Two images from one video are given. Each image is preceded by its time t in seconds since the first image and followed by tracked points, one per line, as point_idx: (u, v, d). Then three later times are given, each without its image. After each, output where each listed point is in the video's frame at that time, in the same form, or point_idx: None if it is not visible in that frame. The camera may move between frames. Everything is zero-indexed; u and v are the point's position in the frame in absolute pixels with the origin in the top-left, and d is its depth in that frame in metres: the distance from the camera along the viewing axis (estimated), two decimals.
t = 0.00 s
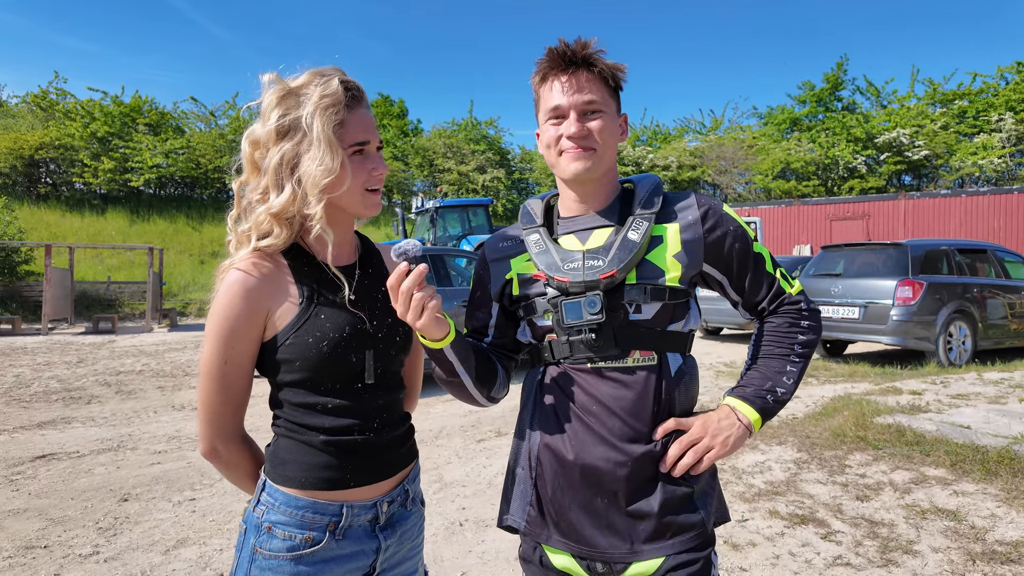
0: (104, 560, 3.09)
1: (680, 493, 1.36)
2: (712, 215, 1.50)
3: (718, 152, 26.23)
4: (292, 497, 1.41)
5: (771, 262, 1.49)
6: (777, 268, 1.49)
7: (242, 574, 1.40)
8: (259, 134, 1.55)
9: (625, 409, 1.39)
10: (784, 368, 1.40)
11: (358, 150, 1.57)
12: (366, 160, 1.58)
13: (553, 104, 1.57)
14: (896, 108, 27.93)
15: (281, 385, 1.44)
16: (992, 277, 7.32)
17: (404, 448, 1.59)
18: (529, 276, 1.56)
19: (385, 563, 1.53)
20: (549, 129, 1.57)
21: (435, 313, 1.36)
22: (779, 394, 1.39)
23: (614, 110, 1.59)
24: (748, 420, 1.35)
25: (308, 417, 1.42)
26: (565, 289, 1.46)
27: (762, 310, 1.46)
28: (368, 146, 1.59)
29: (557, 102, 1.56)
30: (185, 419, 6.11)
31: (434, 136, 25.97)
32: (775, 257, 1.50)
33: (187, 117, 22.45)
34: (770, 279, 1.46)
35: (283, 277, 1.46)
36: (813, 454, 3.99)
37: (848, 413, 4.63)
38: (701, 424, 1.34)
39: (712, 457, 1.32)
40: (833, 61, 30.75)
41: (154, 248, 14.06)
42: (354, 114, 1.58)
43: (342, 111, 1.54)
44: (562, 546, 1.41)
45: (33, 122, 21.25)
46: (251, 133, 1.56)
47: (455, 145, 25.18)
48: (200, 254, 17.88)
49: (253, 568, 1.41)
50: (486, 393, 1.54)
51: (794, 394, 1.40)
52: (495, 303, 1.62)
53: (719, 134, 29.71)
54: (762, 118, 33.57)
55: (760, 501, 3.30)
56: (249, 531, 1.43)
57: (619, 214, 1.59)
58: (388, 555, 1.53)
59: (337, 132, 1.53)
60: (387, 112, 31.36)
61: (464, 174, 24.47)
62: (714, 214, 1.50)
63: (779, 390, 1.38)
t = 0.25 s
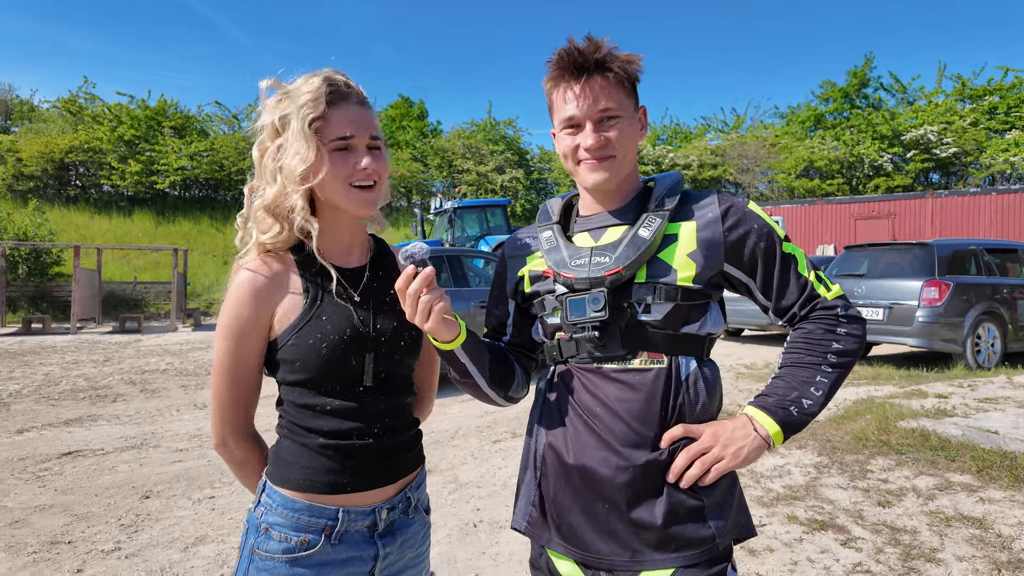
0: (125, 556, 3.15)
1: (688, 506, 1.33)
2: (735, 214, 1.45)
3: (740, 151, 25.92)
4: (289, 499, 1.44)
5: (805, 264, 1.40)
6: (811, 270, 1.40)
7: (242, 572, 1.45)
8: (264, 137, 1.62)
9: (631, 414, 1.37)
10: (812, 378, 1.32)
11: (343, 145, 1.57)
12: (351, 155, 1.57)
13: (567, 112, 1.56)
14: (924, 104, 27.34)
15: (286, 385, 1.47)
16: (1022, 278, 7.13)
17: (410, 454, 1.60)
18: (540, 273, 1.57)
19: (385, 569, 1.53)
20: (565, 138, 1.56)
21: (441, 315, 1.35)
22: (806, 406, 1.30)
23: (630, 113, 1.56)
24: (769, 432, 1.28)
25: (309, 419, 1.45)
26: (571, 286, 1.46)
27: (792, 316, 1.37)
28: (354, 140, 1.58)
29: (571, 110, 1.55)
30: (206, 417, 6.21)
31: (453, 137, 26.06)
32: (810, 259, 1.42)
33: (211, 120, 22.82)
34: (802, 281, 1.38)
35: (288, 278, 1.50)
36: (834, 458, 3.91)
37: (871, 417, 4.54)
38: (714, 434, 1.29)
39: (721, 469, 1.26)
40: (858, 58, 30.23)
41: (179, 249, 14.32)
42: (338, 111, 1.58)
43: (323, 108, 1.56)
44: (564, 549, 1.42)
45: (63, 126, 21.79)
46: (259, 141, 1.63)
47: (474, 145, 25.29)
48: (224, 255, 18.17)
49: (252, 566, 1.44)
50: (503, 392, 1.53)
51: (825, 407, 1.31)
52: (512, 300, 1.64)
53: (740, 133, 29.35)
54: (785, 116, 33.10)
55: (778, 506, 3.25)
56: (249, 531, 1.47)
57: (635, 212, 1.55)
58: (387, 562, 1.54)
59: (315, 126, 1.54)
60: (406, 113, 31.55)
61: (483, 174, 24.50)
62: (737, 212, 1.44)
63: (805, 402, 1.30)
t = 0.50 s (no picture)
0: (144, 552, 3.21)
1: (690, 514, 1.31)
2: (747, 213, 1.42)
3: (761, 149, 25.59)
4: (287, 495, 1.47)
5: (822, 266, 1.36)
6: (828, 272, 1.36)
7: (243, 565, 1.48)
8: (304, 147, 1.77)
9: (633, 418, 1.36)
10: (825, 387, 1.29)
11: (354, 145, 1.63)
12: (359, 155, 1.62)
13: (570, 104, 1.55)
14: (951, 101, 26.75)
15: (294, 381, 1.52)
16: None
17: (415, 456, 1.60)
18: (547, 275, 1.57)
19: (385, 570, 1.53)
20: (568, 130, 1.56)
21: (445, 319, 1.36)
22: (817, 415, 1.28)
23: (636, 105, 1.53)
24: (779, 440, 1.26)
25: (312, 416, 1.48)
26: (574, 288, 1.46)
27: (808, 321, 1.34)
28: (365, 141, 1.62)
29: (574, 102, 1.54)
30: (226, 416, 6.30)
31: (471, 138, 26.12)
32: (828, 262, 1.38)
33: (233, 123, 23.15)
34: (818, 284, 1.35)
35: (303, 274, 1.58)
36: (853, 462, 3.84)
37: (891, 420, 4.45)
38: (720, 442, 1.28)
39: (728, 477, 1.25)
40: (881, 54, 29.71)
41: (201, 250, 14.54)
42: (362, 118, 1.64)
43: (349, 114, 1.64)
44: (565, 550, 1.42)
45: (90, 130, 22.28)
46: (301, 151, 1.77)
47: (492, 146, 25.32)
48: (245, 255, 18.41)
49: (253, 560, 1.48)
50: (512, 394, 1.53)
51: (837, 417, 1.28)
52: (522, 302, 1.65)
53: (761, 131, 28.99)
54: (807, 114, 32.63)
55: (794, 510, 3.20)
56: (251, 526, 1.50)
57: (645, 213, 1.54)
58: (386, 563, 1.53)
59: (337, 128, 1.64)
60: (425, 114, 31.70)
61: (500, 174, 24.49)
62: (749, 211, 1.41)
63: (816, 411, 1.28)
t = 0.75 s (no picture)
0: (155, 549, 3.25)
1: (684, 514, 1.31)
2: (746, 218, 1.40)
3: (774, 148, 25.39)
4: (302, 489, 1.48)
5: (819, 272, 1.35)
6: (825, 278, 1.35)
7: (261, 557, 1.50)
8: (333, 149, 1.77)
9: (626, 418, 1.36)
10: (818, 391, 1.28)
11: (379, 154, 1.66)
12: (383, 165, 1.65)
13: (570, 110, 1.56)
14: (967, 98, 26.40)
15: (311, 377, 1.52)
16: None
17: (425, 451, 1.61)
18: (547, 277, 1.57)
19: (397, 561, 1.54)
20: (569, 135, 1.56)
21: (448, 322, 1.36)
22: (810, 419, 1.27)
23: (634, 109, 1.53)
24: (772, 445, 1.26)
25: (326, 412, 1.49)
26: (573, 291, 1.45)
27: (803, 327, 1.34)
28: (389, 152, 1.65)
29: (574, 108, 1.54)
30: (237, 415, 6.36)
31: (482, 138, 26.14)
32: (825, 269, 1.37)
33: (246, 124, 23.32)
34: (814, 290, 1.34)
35: (326, 271, 1.58)
36: (864, 464, 3.80)
37: (903, 422, 4.40)
38: (712, 446, 1.27)
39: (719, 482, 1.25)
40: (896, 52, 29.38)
41: (214, 250, 14.66)
42: (389, 126, 1.67)
43: (379, 121, 1.66)
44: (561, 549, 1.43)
45: (106, 132, 22.55)
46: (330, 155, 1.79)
47: (502, 146, 25.32)
48: (258, 256, 18.54)
49: (270, 552, 1.49)
50: (511, 396, 1.53)
51: (831, 421, 1.28)
52: (522, 304, 1.65)
53: (773, 130, 28.76)
54: (820, 113, 32.32)
55: (804, 513, 3.17)
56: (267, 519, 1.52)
57: (643, 217, 1.54)
58: (398, 554, 1.55)
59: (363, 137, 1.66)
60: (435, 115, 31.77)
61: (511, 175, 24.45)
62: (749, 217, 1.40)
63: (809, 416, 1.27)
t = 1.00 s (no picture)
0: (166, 546, 3.28)
1: (675, 510, 1.31)
2: (744, 227, 1.42)
3: (784, 148, 25.23)
4: (331, 478, 1.50)
5: (811, 283, 1.38)
6: (818, 288, 1.39)
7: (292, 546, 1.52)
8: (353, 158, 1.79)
9: (623, 415, 1.37)
10: (808, 396, 1.31)
11: (398, 161, 1.67)
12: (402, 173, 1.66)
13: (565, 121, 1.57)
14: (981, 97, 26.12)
15: (333, 373, 1.55)
16: None
17: (440, 441, 1.64)
18: (548, 277, 1.57)
19: (421, 543, 1.58)
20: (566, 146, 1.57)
21: (454, 317, 1.37)
22: (800, 423, 1.30)
23: (629, 121, 1.52)
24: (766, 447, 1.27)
25: (350, 405, 1.52)
26: (575, 291, 1.45)
27: (795, 334, 1.37)
28: (409, 159, 1.66)
29: (567, 120, 1.55)
30: (248, 414, 6.40)
31: (490, 139, 26.16)
32: (818, 279, 1.40)
33: (256, 125, 23.47)
34: (806, 300, 1.37)
35: (348, 271, 1.59)
36: (875, 465, 3.77)
37: (915, 423, 4.37)
38: (708, 446, 1.28)
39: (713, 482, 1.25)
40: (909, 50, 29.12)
41: (225, 250, 14.77)
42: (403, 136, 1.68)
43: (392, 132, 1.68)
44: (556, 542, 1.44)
45: (119, 133, 22.79)
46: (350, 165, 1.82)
47: (511, 146, 25.32)
48: (269, 256, 18.67)
49: (300, 539, 1.51)
50: (510, 395, 1.54)
51: (820, 425, 1.30)
52: (522, 303, 1.65)
53: (784, 129, 28.58)
54: (831, 112, 32.06)
55: (813, 514, 3.15)
56: (296, 508, 1.54)
57: (644, 221, 1.54)
58: (422, 537, 1.58)
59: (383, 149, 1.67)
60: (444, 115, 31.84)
61: (519, 175, 24.43)
62: (747, 225, 1.42)
63: (800, 419, 1.30)
